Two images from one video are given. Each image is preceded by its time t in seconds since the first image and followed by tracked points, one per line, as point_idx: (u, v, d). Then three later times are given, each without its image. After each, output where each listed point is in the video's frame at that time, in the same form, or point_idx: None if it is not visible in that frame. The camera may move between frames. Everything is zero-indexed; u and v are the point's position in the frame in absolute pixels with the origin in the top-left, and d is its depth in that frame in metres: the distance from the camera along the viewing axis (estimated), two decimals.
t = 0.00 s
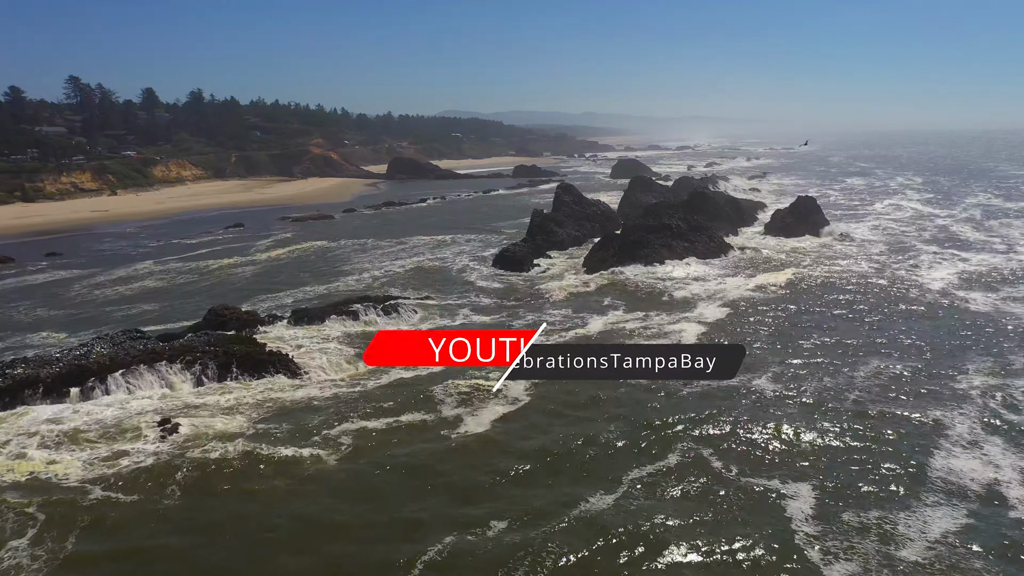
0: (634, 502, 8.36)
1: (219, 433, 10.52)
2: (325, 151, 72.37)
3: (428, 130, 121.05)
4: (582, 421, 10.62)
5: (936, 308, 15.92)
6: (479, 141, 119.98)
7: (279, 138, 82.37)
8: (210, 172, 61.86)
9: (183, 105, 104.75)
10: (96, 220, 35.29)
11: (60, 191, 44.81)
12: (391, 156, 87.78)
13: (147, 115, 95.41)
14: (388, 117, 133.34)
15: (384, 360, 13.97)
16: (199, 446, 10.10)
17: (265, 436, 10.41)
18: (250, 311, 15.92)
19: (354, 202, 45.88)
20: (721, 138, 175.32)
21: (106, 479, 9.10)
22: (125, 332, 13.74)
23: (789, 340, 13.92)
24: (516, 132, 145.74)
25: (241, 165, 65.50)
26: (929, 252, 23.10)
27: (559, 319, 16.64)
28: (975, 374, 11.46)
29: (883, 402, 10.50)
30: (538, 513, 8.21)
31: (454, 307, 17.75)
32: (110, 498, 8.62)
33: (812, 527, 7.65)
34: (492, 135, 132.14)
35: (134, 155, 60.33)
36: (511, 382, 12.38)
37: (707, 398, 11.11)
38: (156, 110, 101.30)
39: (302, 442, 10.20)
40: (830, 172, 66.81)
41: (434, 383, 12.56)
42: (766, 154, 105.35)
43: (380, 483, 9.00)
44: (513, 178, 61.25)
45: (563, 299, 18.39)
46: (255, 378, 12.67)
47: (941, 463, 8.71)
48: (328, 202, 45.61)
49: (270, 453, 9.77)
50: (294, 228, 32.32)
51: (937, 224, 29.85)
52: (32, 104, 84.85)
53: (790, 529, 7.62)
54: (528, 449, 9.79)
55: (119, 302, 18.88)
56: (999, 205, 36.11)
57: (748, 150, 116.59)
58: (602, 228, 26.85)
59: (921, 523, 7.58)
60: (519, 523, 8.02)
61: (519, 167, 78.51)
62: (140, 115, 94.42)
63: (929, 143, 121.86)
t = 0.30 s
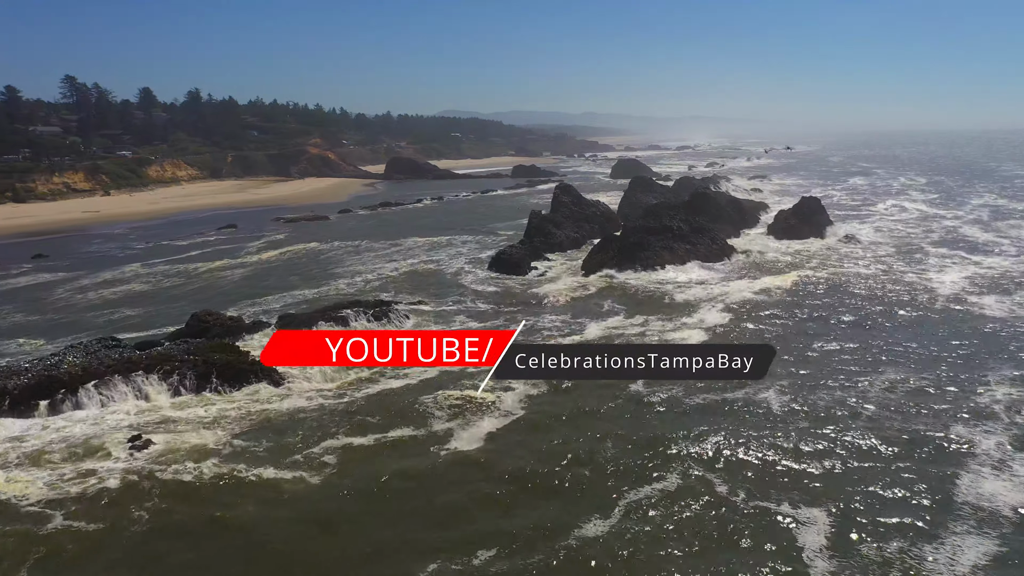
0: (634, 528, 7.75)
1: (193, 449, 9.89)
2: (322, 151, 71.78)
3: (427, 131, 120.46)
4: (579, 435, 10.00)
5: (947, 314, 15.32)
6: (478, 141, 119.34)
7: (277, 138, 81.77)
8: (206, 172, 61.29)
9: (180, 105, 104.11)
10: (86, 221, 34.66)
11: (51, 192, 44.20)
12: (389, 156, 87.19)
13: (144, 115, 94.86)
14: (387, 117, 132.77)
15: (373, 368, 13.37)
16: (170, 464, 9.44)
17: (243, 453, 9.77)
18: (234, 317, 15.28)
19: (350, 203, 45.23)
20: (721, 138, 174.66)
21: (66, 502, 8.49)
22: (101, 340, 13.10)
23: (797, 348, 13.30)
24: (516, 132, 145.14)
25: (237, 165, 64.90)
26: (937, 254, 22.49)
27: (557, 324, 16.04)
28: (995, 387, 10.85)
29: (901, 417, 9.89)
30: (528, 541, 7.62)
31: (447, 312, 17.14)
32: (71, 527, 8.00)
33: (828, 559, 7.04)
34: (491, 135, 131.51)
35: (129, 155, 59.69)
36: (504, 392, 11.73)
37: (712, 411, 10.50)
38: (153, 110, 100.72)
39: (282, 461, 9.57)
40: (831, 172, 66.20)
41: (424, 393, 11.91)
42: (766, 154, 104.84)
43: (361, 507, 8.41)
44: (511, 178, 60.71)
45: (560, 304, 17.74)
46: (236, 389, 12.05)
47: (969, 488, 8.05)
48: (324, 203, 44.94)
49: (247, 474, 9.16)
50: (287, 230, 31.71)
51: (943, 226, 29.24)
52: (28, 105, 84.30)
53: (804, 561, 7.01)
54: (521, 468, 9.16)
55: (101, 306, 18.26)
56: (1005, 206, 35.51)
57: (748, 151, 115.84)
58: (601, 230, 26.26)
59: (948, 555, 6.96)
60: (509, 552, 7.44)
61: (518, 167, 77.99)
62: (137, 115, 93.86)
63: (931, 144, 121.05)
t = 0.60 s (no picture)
0: (634, 558, 7.14)
1: (164, 469, 9.28)
2: (320, 151, 71.19)
3: (427, 130, 119.96)
4: (576, 453, 9.38)
5: (961, 320, 14.71)
6: (478, 141, 118.69)
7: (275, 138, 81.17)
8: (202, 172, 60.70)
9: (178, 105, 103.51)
10: (76, 222, 34.07)
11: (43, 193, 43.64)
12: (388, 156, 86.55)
13: (141, 114, 94.28)
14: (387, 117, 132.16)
15: (361, 377, 12.74)
16: (139, 486, 8.84)
17: (218, 474, 9.16)
18: (217, 323, 14.65)
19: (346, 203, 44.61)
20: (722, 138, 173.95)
21: (22, 531, 7.89)
22: (75, 350, 12.48)
23: (805, 356, 12.69)
24: (516, 132, 144.47)
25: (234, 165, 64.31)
26: (946, 257, 21.87)
27: (554, 330, 15.43)
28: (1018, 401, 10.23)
29: (921, 435, 9.28)
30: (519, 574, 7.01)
31: (441, 317, 16.53)
32: (27, 561, 7.42)
33: None
34: (491, 135, 130.83)
35: (124, 155, 59.09)
36: (498, 404, 11.11)
37: (719, 426, 9.87)
38: (151, 109, 100.13)
39: (260, 483, 8.96)
40: (834, 172, 65.53)
41: (414, 405, 11.29)
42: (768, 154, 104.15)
43: (341, 535, 7.80)
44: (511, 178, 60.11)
45: (557, 309, 17.13)
46: (216, 402, 11.42)
47: (1000, 517, 7.45)
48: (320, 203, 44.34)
49: (221, 499, 8.56)
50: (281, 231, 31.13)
51: (952, 227, 28.59)
52: (24, 105, 83.74)
53: None
54: (514, 490, 8.54)
55: (84, 311, 17.66)
56: (1013, 207, 34.85)
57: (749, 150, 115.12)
58: (601, 231, 25.68)
59: None
60: None
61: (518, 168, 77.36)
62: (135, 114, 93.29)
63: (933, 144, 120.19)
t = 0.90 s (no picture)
0: None
1: (131, 492, 8.66)
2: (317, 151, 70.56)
3: (426, 130, 119.27)
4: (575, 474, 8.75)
5: (977, 327, 14.08)
6: (478, 140, 117.99)
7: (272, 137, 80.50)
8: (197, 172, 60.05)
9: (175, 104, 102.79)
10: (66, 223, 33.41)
11: (35, 194, 43.01)
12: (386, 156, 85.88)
13: (138, 113, 93.57)
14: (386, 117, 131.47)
15: (347, 386, 12.09)
16: (104, 513, 8.23)
17: (190, 499, 8.54)
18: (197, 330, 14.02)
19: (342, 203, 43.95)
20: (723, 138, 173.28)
21: None
22: (45, 359, 11.85)
23: (814, 365, 12.07)
24: (516, 132, 143.79)
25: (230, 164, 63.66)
26: (956, 260, 21.24)
27: (552, 335, 14.79)
28: None
29: (944, 458, 8.67)
30: None
31: (434, 323, 15.89)
32: None
33: None
34: (490, 134, 130.11)
35: (118, 155, 58.45)
36: (491, 418, 10.48)
37: (728, 444, 9.25)
38: (148, 109, 99.42)
39: (236, 509, 8.34)
40: (837, 172, 64.83)
41: (402, 418, 10.66)
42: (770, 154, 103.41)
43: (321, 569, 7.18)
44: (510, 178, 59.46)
45: (556, 314, 16.49)
46: (192, 416, 10.81)
47: None
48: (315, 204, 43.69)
49: (192, 528, 7.94)
50: (274, 232, 30.47)
51: (961, 228, 27.93)
52: (20, 104, 83.00)
53: None
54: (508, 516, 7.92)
55: (64, 316, 17.01)
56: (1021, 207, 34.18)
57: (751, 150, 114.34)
58: (601, 233, 25.09)
59: None
60: None
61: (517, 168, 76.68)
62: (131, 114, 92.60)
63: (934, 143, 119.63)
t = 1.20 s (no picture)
0: None
1: (93, 519, 8.02)
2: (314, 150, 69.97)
3: (425, 130, 118.64)
4: (573, 499, 8.12)
5: (993, 334, 13.48)
6: (477, 140, 117.35)
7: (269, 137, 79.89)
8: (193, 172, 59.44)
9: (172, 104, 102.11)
10: (55, 224, 32.75)
11: (27, 194, 42.37)
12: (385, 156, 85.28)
13: (135, 113, 92.87)
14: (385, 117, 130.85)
15: (332, 396, 11.45)
16: (63, 544, 7.58)
17: (157, 528, 7.89)
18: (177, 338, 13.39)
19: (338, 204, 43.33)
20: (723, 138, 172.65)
21: None
22: (13, 369, 11.23)
23: (825, 375, 11.46)
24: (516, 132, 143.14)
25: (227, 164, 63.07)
26: (966, 262, 20.65)
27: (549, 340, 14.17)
28: None
29: (970, 482, 8.06)
30: None
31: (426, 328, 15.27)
32: None
33: None
34: (490, 134, 129.44)
35: (113, 155, 57.82)
36: (483, 435, 9.85)
37: (737, 467, 8.63)
38: (145, 108, 98.76)
39: (207, 539, 7.70)
40: (839, 172, 64.19)
41: (388, 434, 10.02)
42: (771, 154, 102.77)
43: None
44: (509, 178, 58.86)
45: (553, 319, 15.88)
46: (165, 431, 10.18)
47: None
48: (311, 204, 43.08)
49: (159, 562, 7.29)
50: (267, 233, 29.87)
51: (968, 229, 27.32)
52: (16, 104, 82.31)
53: None
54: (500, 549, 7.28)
55: (43, 322, 16.38)
56: None
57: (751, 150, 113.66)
58: (600, 233, 24.52)
59: None
60: None
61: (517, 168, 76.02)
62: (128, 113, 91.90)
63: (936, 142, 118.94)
